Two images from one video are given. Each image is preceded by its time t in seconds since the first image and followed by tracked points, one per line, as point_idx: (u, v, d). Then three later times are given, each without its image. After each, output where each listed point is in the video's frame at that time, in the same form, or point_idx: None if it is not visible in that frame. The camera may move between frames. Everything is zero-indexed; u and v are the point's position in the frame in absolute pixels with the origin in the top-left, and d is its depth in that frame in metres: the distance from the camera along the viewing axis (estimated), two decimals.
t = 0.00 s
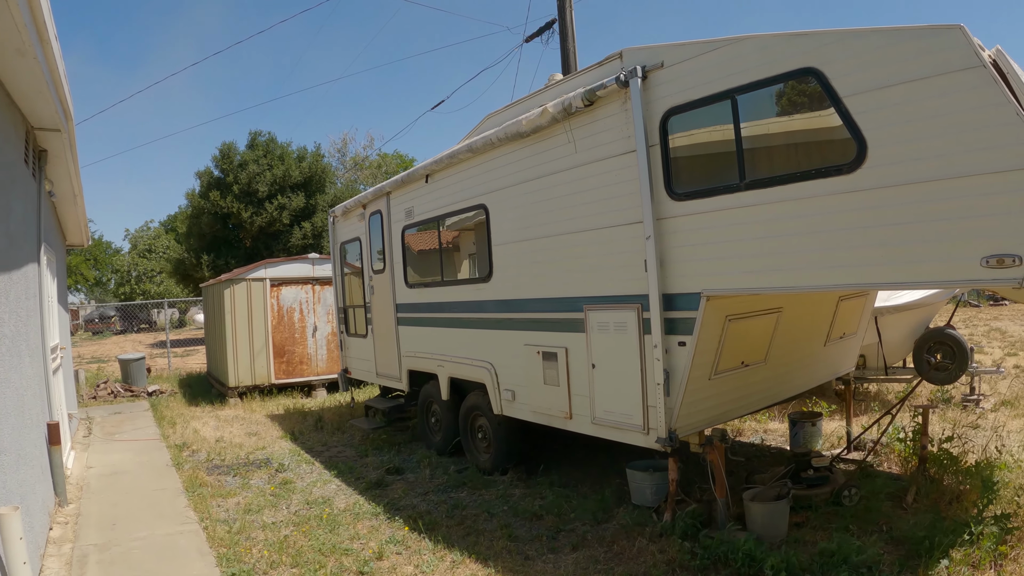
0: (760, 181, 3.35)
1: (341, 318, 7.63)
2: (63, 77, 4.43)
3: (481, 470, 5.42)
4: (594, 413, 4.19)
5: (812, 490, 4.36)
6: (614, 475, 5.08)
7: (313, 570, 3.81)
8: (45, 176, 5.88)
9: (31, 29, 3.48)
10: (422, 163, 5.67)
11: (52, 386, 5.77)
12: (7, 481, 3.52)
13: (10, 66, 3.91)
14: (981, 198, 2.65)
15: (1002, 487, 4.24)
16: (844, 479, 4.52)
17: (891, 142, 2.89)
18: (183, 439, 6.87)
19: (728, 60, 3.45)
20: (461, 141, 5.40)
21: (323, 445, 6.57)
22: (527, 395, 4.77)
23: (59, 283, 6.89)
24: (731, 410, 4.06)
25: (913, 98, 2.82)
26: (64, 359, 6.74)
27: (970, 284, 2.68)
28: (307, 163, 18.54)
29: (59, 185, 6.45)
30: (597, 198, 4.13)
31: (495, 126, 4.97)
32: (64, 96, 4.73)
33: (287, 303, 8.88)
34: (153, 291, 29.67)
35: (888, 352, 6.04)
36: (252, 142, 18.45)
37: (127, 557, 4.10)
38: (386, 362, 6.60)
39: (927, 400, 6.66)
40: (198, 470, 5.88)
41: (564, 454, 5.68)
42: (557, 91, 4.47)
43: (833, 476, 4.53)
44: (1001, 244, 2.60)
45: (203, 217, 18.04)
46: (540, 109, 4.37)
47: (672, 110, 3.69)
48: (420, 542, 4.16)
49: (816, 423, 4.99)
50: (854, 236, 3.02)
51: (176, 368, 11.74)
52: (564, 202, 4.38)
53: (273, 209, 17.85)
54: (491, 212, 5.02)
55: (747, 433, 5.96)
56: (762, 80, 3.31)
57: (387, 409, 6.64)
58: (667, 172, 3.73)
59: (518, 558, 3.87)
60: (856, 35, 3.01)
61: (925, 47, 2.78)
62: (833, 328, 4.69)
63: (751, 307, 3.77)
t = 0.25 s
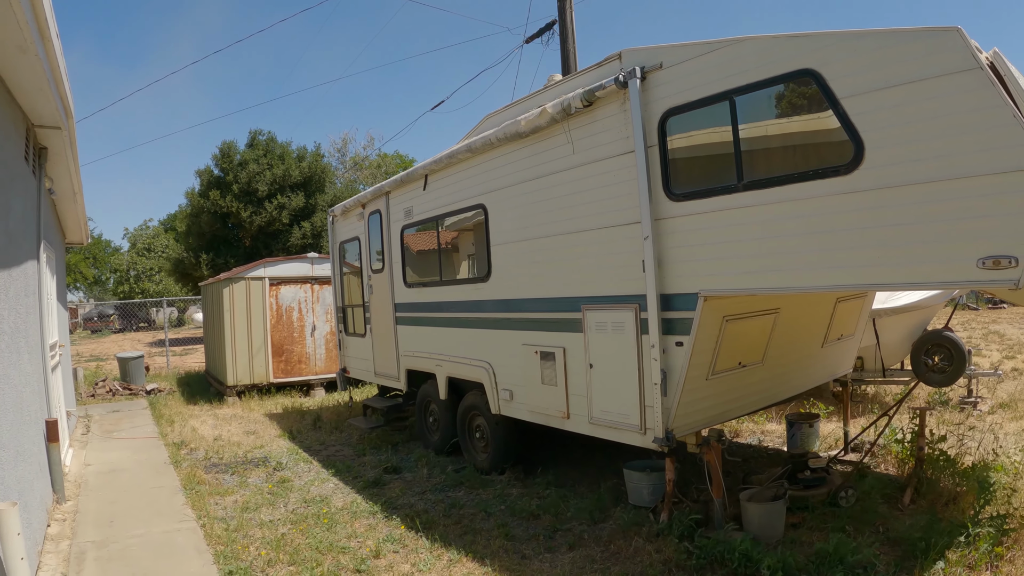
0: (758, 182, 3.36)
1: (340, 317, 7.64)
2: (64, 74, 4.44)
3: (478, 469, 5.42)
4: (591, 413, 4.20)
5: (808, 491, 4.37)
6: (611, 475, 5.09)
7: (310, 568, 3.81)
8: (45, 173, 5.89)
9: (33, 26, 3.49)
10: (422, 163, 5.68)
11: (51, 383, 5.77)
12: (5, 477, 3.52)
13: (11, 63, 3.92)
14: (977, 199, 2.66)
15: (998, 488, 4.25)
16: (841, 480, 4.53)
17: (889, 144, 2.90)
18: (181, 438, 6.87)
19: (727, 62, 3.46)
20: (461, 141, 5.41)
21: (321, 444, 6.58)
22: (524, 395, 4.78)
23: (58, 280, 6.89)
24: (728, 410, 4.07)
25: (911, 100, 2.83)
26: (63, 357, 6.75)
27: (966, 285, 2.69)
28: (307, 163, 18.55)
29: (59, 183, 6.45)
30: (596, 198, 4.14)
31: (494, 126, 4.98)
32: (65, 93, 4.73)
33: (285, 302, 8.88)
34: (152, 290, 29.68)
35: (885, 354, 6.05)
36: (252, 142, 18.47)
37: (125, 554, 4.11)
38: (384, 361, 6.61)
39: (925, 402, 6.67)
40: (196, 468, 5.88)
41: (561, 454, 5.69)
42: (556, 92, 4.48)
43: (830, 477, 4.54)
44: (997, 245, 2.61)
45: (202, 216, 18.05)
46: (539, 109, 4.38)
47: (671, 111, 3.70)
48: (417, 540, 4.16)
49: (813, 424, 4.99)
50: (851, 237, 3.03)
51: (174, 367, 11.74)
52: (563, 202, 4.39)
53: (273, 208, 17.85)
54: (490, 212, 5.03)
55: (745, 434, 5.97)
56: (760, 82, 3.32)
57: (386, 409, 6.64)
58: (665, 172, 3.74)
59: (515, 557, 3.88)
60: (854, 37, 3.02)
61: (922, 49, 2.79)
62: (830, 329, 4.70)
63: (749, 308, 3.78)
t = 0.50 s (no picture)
0: (755, 183, 3.36)
1: (337, 318, 7.63)
2: (62, 72, 4.43)
3: (475, 470, 5.41)
4: (588, 414, 4.19)
5: (805, 493, 4.37)
6: (608, 477, 5.08)
7: (305, 568, 3.81)
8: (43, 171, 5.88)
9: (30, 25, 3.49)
10: (420, 163, 5.67)
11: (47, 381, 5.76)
12: None
13: (8, 60, 3.91)
14: (975, 202, 2.66)
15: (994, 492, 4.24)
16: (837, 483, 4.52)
17: (886, 146, 2.89)
18: (178, 437, 6.86)
19: (725, 63, 3.46)
20: (459, 141, 5.40)
21: (317, 444, 6.57)
22: (521, 396, 4.77)
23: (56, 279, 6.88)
24: (725, 412, 4.06)
25: (909, 102, 2.83)
26: (60, 355, 6.74)
27: (963, 288, 2.68)
28: (306, 163, 18.55)
29: (57, 181, 6.44)
30: (593, 199, 4.14)
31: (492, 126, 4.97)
32: (62, 91, 4.72)
33: (283, 302, 8.88)
34: (151, 289, 29.66)
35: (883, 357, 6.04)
36: (251, 142, 18.46)
37: (120, 553, 4.09)
38: (381, 361, 6.60)
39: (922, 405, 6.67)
40: (192, 468, 5.87)
41: (558, 455, 5.68)
42: (554, 92, 4.48)
43: (827, 480, 4.53)
44: (995, 248, 2.61)
45: (201, 216, 18.04)
46: (537, 110, 4.38)
47: (669, 112, 3.69)
48: (413, 541, 4.15)
49: (810, 427, 4.99)
50: (848, 239, 3.02)
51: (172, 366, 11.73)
52: (561, 203, 4.38)
53: (271, 208, 17.84)
54: (487, 212, 5.03)
55: (742, 436, 5.97)
56: (758, 84, 3.32)
57: (383, 409, 6.63)
58: (663, 174, 3.73)
59: (511, 558, 3.87)
60: (852, 39, 3.02)
61: (920, 51, 2.79)
62: (828, 331, 4.69)
63: (746, 310, 3.78)
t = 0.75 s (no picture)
0: (758, 186, 3.35)
1: (337, 318, 7.62)
2: (62, 70, 4.41)
3: (474, 472, 5.40)
4: (588, 417, 4.18)
5: (805, 497, 4.36)
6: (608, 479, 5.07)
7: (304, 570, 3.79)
8: (42, 169, 5.86)
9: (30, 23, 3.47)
10: (420, 164, 5.66)
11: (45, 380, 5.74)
12: None
13: (9, 58, 3.89)
14: (979, 205, 2.65)
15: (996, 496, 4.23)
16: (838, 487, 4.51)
17: (890, 149, 2.88)
18: (177, 437, 6.84)
19: (728, 65, 3.45)
20: (460, 142, 5.39)
21: (316, 445, 6.55)
22: (521, 397, 4.76)
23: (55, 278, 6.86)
24: (726, 415, 4.05)
25: (912, 105, 2.82)
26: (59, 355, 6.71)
27: (966, 292, 2.67)
28: (305, 163, 18.53)
29: (57, 179, 6.42)
30: (595, 201, 4.13)
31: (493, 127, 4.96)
32: (62, 89, 4.71)
33: (283, 302, 8.86)
34: (150, 289, 29.62)
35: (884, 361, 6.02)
36: (251, 141, 18.44)
37: (117, 554, 4.07)
38: (381, 362, 6.58)
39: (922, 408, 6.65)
40: (191, 468, 5.85)
41: (557, 457, 5.67)
42: (556, 94, 4.47)
43: (827, 484, 4.52)
44: (999, 252, 2.60)
45: (200, 215, 18.02)
46: (539, 111, 4.37)
47: (671, 114, 3.68)
48: (412, 543, 4.14)
49: (811, 430, 4.96)
50: (851, 243, 3.01)
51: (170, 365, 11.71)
52: (562, 204, 4.37)
53: (271, 208, 17.83)
54: (488, 213, 5.01)
55: (742, 439, 5.96)
56: (761, 86, 3.31)
57: (382, 410, 6.62)
58: (665, 175, 3.72)
59: (510, 561, 3.85)
60: (856, 41, 3.00)
61: (925, 54, 2.78)
62: (829, 334, 4.68)
63: (747, 312, 3.76)
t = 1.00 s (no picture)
0: (762, 188, 3.35)
1: (338, 318, 7.61)
2: (65, 69, 4.41)
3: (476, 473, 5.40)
4: (591, 418, 4.18)
5: (807, 499, 4.36)
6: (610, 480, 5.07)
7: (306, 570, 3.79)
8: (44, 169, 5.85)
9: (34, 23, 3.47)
10: (423, 164, 5.66)
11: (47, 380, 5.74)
12: None
13: (13, 57, 3.89)
14: (984, 208, 2.64)
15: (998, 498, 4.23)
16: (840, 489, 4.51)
17: (895, 152, 2.88)
18: (178, 437, 6.84)
19: (733, 66, 3.45)
20: (463, 143, 5.39)
21: (318, 445, 6.55)
22: (523, 398, 4.75)
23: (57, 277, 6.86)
24: (729, 417, 4.05)
25: (918, 107, 2.81)
26: (60, 354, 6.71)
27: (971, 294, 2.67)
28: (307, 163, 18.53)
29: (59, 178, 6.42)
30: (598, 202, 4.12)
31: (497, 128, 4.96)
32: (66, 89, 4.70)
33: (284, 302, 8.86)
34: (151, 288, 29.62)
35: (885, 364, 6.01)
36: (253, 141, 18.45)
37: (119, 553, 4.07)
38: (383, 362, 6.58)
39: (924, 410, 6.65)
40: (192, 468, 5.85)
41: (559, 458, 5.66)
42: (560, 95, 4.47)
43: (830, 485, 4.52)
44: (1004, 254, 2.60)
45: (202, 215, 18.03)
46: (543, 112, 4.37)
47: (675, 115, 3.68)
48: (415, 544, 4.14)
49: (813, 432, 4.97)
50: (856, 245, 3.01)
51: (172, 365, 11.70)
52: (565, 205, 4.37)
53: (272, 208, 17.83)
54: (491, 214, 5.01)
55: (743, 441, 5.96)
56: (766, 88, 3.31)
57: (383, 410, 6.62)
58: (669, 177, 3.72)
59: (512, 562, 3.85)
60: (861, 44, 3.00)
61: (930, 56, 2.78)
62: (831, 336, 4.67)
63: (751, 314, 3.76)
